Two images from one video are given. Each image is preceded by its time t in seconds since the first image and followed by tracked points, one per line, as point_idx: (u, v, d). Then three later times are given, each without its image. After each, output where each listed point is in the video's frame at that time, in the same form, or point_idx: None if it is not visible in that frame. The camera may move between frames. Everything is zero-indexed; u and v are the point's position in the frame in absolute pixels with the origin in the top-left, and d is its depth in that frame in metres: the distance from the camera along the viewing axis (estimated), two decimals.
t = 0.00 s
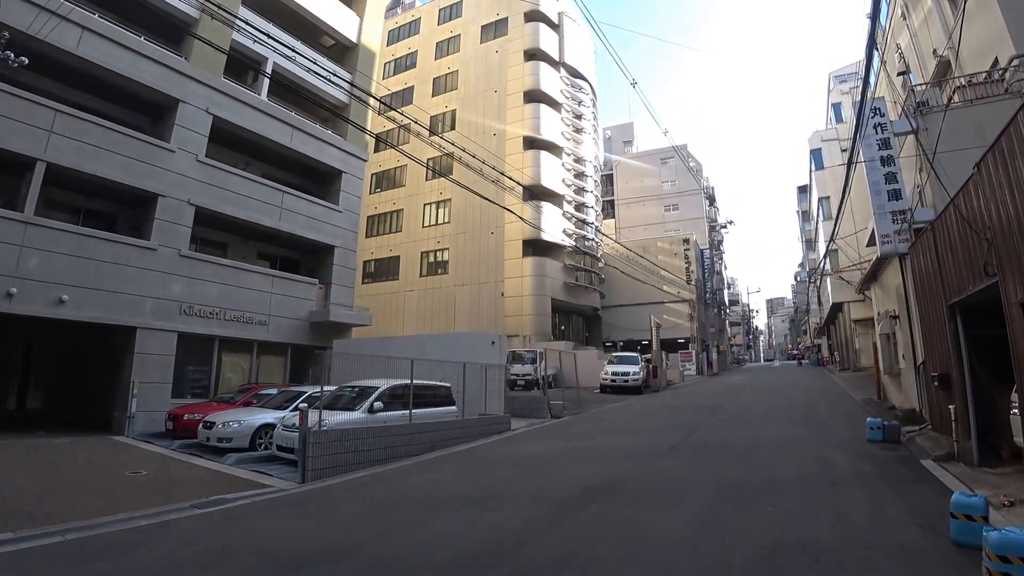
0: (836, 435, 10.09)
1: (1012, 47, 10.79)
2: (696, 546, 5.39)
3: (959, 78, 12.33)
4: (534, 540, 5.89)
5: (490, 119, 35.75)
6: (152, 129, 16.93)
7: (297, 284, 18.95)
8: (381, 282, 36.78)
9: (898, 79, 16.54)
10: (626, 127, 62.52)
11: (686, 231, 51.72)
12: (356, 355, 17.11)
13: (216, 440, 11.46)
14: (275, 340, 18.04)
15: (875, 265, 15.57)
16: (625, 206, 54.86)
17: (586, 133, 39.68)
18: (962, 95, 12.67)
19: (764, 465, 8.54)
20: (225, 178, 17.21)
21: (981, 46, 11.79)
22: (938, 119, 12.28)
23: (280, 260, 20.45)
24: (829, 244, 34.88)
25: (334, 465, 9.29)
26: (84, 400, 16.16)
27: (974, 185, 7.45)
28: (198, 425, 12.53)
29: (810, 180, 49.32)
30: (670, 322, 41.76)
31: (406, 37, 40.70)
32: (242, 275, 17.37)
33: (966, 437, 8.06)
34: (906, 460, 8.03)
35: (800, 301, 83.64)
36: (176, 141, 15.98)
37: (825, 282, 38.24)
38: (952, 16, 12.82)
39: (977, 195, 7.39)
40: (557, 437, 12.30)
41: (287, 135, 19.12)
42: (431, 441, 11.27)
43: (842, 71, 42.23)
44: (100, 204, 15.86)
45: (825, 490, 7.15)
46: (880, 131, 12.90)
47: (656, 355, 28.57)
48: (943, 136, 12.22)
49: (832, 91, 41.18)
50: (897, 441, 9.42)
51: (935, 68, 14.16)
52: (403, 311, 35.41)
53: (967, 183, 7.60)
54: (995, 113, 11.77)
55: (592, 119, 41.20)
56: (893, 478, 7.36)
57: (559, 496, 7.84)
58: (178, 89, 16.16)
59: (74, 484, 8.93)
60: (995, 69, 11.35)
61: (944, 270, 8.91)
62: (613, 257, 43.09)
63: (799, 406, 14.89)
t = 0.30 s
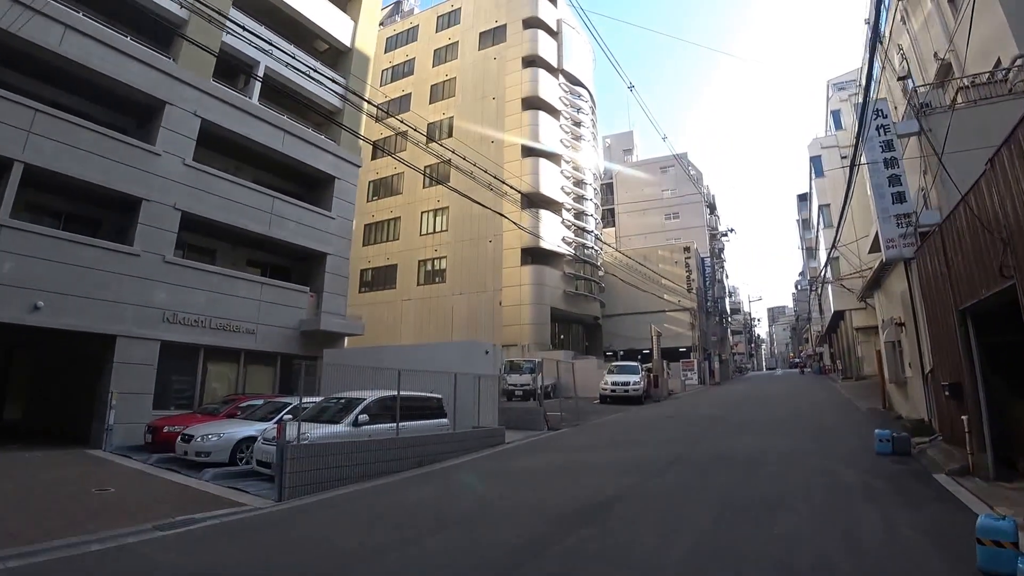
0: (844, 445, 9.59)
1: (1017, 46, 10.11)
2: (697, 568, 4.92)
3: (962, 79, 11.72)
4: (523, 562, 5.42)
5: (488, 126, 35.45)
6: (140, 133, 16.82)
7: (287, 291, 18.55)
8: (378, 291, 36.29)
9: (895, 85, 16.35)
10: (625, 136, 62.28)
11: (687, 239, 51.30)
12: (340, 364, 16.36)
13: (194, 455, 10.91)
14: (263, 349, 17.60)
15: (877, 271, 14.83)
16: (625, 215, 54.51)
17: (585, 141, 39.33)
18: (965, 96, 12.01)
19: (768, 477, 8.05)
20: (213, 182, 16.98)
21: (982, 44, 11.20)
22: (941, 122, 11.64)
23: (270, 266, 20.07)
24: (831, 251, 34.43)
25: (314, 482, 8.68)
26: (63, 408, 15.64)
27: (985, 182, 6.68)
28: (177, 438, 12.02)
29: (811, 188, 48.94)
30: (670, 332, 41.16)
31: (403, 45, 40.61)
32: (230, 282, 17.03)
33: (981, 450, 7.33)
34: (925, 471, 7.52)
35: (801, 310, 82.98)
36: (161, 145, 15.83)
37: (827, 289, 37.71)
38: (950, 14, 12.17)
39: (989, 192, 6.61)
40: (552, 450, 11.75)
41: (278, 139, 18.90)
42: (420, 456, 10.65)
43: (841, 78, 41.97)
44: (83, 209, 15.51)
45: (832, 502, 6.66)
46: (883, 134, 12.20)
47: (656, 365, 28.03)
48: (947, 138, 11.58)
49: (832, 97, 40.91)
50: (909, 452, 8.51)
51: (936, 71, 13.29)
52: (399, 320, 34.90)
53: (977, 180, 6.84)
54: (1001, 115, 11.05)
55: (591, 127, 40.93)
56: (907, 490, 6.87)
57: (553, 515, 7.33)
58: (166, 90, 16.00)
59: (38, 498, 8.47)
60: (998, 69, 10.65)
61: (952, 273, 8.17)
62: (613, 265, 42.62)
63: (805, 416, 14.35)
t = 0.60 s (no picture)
0: (846, 457, 9.14)
1: None
2: None
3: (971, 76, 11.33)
4: None
5: (487, 134, 35.27)
6: (128, 137, 16.67)
7: (278, 298, 18.21)
8: (376, 300, 35.96)
9: (897, 84, 16.11)
10: (626, 144, 62.19)
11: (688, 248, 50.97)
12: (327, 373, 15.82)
13: (174, 464, 10.51)
14: (252, 357, 17.26)
15: (882, 277, 14.41)
16: (625, 223, 54.23)
17: (585, 148, 39.05)
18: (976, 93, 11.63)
19: (765, 490, 7.61)
20: (201, 186, 16.76)
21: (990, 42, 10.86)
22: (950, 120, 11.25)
23: (262, 273, 19.76)
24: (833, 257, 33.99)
25: (291, 494, 8.24)
26: (46, 417, 15.30)
27: (1002, 176, 6.16)
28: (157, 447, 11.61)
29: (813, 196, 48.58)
30: (671, 340, 40.67)
31: (403, 53, 40.61)
32: (219, 289, 16.73)
33: (995, 463, 6.88)
34: (933, 485, 7.10)
35: (804, 319, 82.38)
36: (149, 149, 15.64)
37: (830, 297, 37.24)
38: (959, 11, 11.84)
39: (1008, 186, 6.04)
40: (543, 461, 11.30)
41: (270, 145, 18.75)
42: (405, 468, 10.22)
43: (844, 84, 41.70)
44: (68, 213, 15.28)
45: (834, 518, 6.21)
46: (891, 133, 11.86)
47: (656, 374, 27.54)
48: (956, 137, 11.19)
49: (834, 103, 40.67)
50: (917, 465, 8.07)
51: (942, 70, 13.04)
52: (396, 329, 34.54)
53: (994, 174, 6.33)
54: (1013, 113, 10.60)
55: (592, 135, 40.71)
56: (914, 506, 6.41)
57: (538, 530, 6.93)
58: (153, 94, 15.90)
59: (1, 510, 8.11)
60: (1007, 66, 10.34)
61: (963, 275, 7.73)
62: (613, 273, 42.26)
63: (807, 426, 13.88)
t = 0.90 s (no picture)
0: (850, 469, 8.76)
1: None
2: None
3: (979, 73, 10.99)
4: None
5: (486, 140, 35.02)
6: (118, 141, 16.45)
7: (270, 304, 17.89)
8: (373, 306, 35.64)
9: (901, 85, 15.79)
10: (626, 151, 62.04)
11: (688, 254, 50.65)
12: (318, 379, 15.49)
13: (153, 474, 10.15)
14: (243, 363, 16.92)
15: (887, 281, 14.02)
16: (626, 230, 53.96)
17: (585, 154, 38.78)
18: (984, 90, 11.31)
19: (766, 504, 7.24)
20: (191, 191, 16.52)
21: (999, 38, 10.49)
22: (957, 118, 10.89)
23: (254, 279, 19.46)
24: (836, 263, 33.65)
25: (266, 506, 7.89)
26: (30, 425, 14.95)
27: (1020, 171, 5.72)
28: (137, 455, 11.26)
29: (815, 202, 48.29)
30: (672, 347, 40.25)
31: (402, 59, 40.52)
32: (208, 294, 16.42)
33: (1011, 478, 6.48)
34: (945, 501, 6.71)
35: (806, 327, 81.92)
36: (137, 152, 15.40)
37: (832, 304, 36.83)
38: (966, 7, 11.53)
39: None
40: (536, 472, 10.92)
41: (262, 149, 18.55)
42: (391, 478, 9.85)
43: (846, 89, 41.46)
44: (55, 218, 15.04)
45: (840, 536, 5.82)
46: (897, 132, 11.43)
47: (656, 382, 27.17)
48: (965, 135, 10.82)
49: (836, 108, 40.42)
50: (927, 478, 7.68)
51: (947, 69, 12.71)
52: (393, 336, 34.21)
53: (1012, 169, 5.87)
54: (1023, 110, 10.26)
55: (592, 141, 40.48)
56: (925, 523, 6.02)
57: (525, 548, 6.56)
58: (142, 98, 15.72)
59: None
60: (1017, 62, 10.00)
61: (978, 279, 7.32)
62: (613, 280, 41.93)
63: (808, 435, 13.49)
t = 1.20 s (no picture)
0: (855, 476, 8.40)
1: None
2: None
3: (987, 62, 10.73)
4: None
5: (485, 141, 34.76)
6: (108, 140, 16.19)
7: (261, 305, 17.60)
8: (370, 309, 35.35)
9: (905, 82, 15.52)
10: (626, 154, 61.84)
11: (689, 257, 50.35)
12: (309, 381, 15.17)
13: (132, 476, 9.84)
14: (233, 365, 16.61)
15: (891, 282, 13.72)
16: (626, 233, 53.69)
17: (584, 156, 38.51)
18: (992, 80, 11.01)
19: (769, 513, 6.88)
20: (182, 190, 16.22)
21: (1008, 28, 10.15)
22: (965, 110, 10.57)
23: (246, 280, 19.17)
24: (837, 266, 33.36)
25: (241, 512, 7.55)
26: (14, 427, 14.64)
27: None
28: (119, 457, 10.96)
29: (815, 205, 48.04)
30: (672, 351, 39.89)
31: (400, 62, 40.37)
32: (198, 294, 16.11)
33: None
34: (958, 511, 6.36)
35: (807, 331, 81.53)
36: (126, 150, 15.12)
37: (833, 306, 36.51)
38: None
39: None
40: (529, 478, 10.57)
41: (254, 148, 18.26)
42: (375, 483, 9.52)
43: (846, 91, 41.22)
44: (43, 217, 14.76)
45: (849, 550, 5.46)
46: (902, 124, 11.09)
47: (655, 385, 26.83)
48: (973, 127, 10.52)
49: (836, 109, 40.20)
50: (937, 486, 7.33)
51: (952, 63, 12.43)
52: (390, 339, 33.91)
53: None
54: None
55: (591, 143, 40.26)
56: (939, 535, 5.65)
57: (514, 560, 6.21)
58: (133, 96, 15.46)
59: None
60: None
61: (993, 274, 6.94)
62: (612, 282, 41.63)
63: (810, 441, 13.16)
